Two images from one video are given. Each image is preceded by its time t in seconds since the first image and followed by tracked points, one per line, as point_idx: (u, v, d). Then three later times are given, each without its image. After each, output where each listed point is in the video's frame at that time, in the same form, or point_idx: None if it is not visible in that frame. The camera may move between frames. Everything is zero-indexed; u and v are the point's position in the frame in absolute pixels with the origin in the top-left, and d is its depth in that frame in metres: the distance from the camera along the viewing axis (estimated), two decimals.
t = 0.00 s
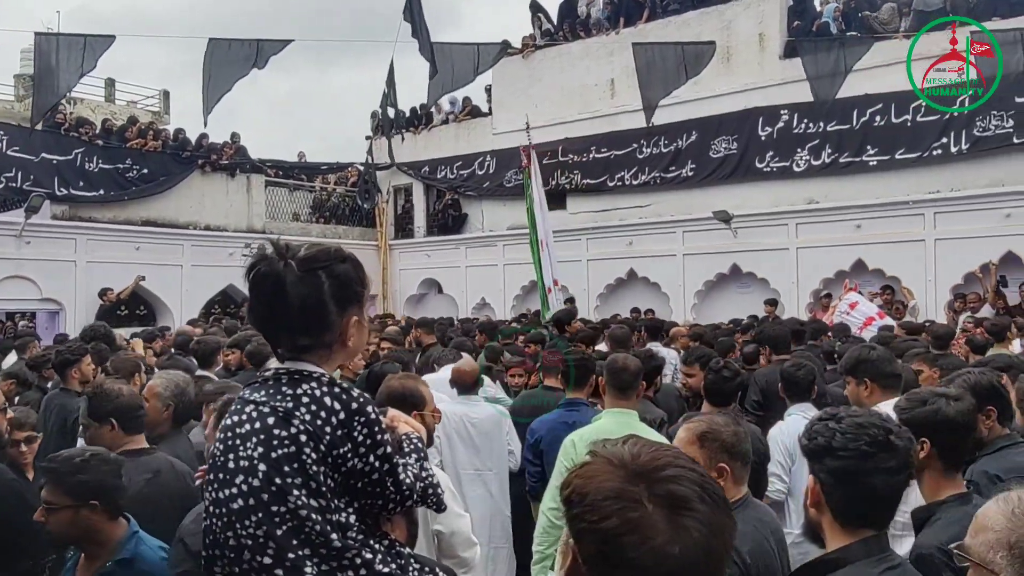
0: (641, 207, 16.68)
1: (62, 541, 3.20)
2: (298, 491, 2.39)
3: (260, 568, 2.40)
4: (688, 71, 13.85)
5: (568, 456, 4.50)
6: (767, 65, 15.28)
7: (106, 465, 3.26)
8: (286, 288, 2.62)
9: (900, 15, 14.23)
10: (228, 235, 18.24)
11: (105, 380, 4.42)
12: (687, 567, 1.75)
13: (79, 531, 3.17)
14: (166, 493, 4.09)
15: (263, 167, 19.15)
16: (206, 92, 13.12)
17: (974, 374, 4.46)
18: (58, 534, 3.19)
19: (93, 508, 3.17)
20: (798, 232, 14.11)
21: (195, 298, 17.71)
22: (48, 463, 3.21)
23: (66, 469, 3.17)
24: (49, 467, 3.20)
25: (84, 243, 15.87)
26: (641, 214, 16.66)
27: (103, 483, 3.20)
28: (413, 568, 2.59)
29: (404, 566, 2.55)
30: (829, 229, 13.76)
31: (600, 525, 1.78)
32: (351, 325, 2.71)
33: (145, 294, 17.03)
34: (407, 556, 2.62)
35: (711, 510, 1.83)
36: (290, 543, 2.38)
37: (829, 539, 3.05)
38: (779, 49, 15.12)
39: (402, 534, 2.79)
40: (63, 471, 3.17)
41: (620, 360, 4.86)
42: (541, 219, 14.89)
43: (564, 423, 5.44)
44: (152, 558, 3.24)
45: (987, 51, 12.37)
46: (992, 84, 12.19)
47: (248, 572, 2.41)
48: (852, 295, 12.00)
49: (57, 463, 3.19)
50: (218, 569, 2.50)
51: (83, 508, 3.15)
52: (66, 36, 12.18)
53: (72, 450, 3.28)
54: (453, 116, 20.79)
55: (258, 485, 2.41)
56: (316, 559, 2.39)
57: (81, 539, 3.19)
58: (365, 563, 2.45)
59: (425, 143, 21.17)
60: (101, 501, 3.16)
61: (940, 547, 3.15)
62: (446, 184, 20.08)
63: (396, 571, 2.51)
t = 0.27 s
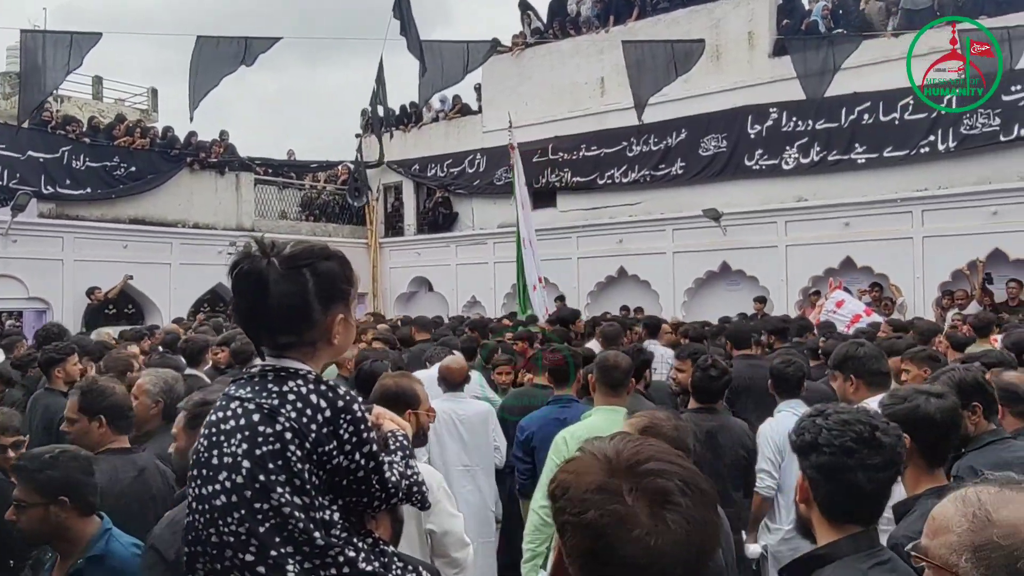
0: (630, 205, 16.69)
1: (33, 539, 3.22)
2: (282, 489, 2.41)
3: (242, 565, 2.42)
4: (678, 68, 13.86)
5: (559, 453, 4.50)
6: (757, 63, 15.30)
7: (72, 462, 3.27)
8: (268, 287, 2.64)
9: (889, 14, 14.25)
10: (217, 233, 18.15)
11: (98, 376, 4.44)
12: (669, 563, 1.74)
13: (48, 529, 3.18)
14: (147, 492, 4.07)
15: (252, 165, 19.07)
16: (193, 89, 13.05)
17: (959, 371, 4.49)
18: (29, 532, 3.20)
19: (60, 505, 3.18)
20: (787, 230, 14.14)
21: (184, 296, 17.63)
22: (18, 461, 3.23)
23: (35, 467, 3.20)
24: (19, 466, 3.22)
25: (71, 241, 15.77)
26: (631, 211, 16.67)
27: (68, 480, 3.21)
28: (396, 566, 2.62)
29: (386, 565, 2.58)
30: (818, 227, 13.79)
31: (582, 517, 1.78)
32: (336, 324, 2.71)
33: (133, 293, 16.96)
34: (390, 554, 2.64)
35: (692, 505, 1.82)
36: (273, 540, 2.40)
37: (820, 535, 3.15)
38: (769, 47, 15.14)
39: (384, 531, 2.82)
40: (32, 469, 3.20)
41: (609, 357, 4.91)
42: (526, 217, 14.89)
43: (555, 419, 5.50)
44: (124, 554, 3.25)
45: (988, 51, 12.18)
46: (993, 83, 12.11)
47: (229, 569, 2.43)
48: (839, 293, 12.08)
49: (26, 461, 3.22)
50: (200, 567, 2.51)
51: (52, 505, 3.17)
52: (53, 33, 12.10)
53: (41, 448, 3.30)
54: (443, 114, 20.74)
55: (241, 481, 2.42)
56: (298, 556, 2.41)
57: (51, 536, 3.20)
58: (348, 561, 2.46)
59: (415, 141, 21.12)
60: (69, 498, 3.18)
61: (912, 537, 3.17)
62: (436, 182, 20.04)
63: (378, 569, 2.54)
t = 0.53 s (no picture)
0: (617, 203, 16.70)
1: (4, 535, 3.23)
2: (255, 484, 2.35)
3: (213, 559, 2.37)
4: (664, 66, 13.88)
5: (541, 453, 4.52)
6: (743, 62, 15.35)
7: (42, 457, 3.25)
8: (255, 285, 2.55)
9: (874, 13, 14.32)
10: (202, 231, 18.05)
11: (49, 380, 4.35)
12: (602, 546, 1.79)
13: (18, 525, 3.18)
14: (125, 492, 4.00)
15: (237, 163, 18.97)
16: (178, 87, 12.98)
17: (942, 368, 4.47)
18: None
19: (31, 501, 3.18)
20: (773, 228, 14.20)
21: (170, 295, 17.53)
22: None
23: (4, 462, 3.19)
24: None
25: (55, 240, 15.65)
26: (618, 209, 16.69)
27: (37, 473, 3.20)
28: (372, 566, 2.53)
29: (360, 563, 2.50)
30: (803, 225, 13.86)
31: (521, 508, 1.91)
32: (322, 322, 2.62)
33: (118, 292, 16.86)
34: (365, 552, 2.55)
35: (625, 491, 1.84)
36: (243, 534, 2.35)
37: (807, 530, 3.21)
38: (754, 46, 15.20)
39: (362, 526, 2.78)
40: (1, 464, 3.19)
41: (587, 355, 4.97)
42: (512, 214, 14.89)
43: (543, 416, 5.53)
44: (93, 551, 3.25)
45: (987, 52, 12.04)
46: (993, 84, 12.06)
47: (200, 563, 2.38)
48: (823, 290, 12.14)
49: None
50: (174, 558, 2.47)
51: (20, 501, 3.16)
52: (35, 30, 11.99)
53: (13, 443, 3.30)
54: (430, 112, 20.71)
55: (215, 475, 2.38)
56: (269, 552, 2.35)
57: (21, 533, 3.20)
58: (320, 558, 2.39)
59: (401, 139, 21.07)
60: (39, 494, 3.17)
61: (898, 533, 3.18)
62: (423, 180, 19.99)
63: (352, 568, 2.46)
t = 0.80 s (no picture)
0: (602, 201, 16.72)
1: None
2: (231, 481, 2.35)
3: (185, 553, 2.37)
4: (648, 64, 13.91)
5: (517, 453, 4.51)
6: (726, 61, 15.41)
7: (20, 455, 3.34)
8: (246, 282, 2.53)
9: (856, 13, 14.40)
10: (185, 230, 17.92)
11: None
12: (558, 540, 1.83)
13: None
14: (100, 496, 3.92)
15: (220, 161, 18.85)
16: (161, 85, 12.88)
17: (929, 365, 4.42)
18: None
19: (9, 498, 3.24)
20: (757, 227, 14.26)
21: (152, 294, 17.40)
22: None
23: None
24: None
25: (35, 239, 15.49)
26: (602, 208, 16.71)
27: (14, 472, 3.28)
28: (346, 566, 2.53)
29: (333, 563, 2.50)
30: (786, 223, 13.93)
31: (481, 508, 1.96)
32: (308, 320, 2.63)
33: (100, 291, 16.71)
34: (338, 552, 2.55)
35: (581, 488, 1.88)
36: (216, 530, 2.34)
37: (791, 527, 3.13)
38: (738, 45, 15.26)
39: (339, 524, 2.76)
40: None
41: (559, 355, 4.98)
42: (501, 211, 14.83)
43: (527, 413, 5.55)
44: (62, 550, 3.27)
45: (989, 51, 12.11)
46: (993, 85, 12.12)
47: (173, 557, 2.39)
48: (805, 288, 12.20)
49: None
50: (148, 551, 2.47)
51: None
52: (14, 27, 11.87)
53: None
54: (414, 110, 20.67)
55: (191, 470, 2.38)
56: (241, 549, 2.35)
57: None
58: (292, 557, 2.39)
59: (386, 137, 21.01)
60: (17, 491, 3.25)
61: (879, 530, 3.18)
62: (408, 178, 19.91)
63: (326, 567, 2.46)
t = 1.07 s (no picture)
0: (585, 199, 16.74)
1: None
2: (210, 476, 2.38)
3: (163, 547, 2.38)
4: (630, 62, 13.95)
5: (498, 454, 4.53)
6: (709, 59, 15.48)
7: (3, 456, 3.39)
8: (229, 280, 2.57)
9: (838, 12, 14.50)
10: (165, 227, 17.75)
11: None
12: (524, 536, 1.91)
13: None
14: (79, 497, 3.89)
15: (201, 158, 18.71)
16: (141, 82, 12.77)
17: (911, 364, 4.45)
18: None
19: None
20: (739, 225, 14.33)
21: (132, 292, 17.26)
22: None
23: None
24: None
25: (12, 237, 15.29)
26: (586, 206, 16.73)
27: None
28: (322, 562, 2.57)
29: (310, 558, 2.52)
30: (768, 221, 14.02)
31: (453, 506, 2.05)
32: (288, 318, 2.68)
33: (79, 290, 16.54)
34: (315, 549, 2.58)
35: (547, 486, 1.97)
36: (195, 524, 2.37)
37: (771, 523, 3.16)
38: (719, 44, 15.33)
39: (316, 522, 2.76)
40: None
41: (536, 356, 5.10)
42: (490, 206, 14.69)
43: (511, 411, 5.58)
44: (37, 549, 3.22)
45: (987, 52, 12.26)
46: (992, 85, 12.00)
47: (150, 551, 2.40)
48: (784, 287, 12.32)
49: None
50: (125, 545, 2.47)
51: None
52: None
53: None
54: (397, 107, 20.63)
55: (171, 465, 2.40)
56: (218, 543, 2.38)
57: None
58: (269, 551, 2.43)
59: (368, 134, 20.94)
60: None
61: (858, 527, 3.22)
62: (391, 175, 19.96)
63: (303, 563, 2.49)
